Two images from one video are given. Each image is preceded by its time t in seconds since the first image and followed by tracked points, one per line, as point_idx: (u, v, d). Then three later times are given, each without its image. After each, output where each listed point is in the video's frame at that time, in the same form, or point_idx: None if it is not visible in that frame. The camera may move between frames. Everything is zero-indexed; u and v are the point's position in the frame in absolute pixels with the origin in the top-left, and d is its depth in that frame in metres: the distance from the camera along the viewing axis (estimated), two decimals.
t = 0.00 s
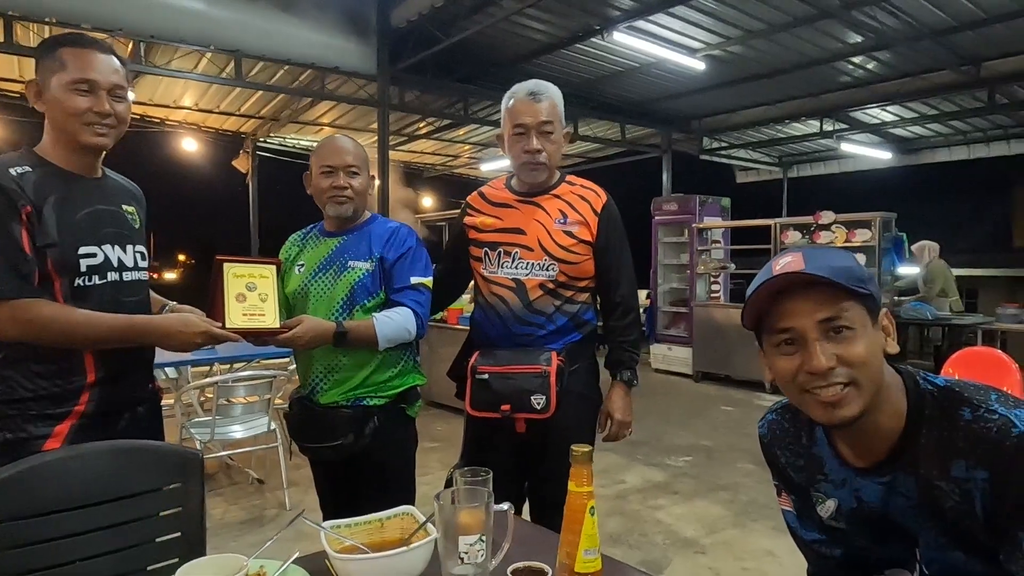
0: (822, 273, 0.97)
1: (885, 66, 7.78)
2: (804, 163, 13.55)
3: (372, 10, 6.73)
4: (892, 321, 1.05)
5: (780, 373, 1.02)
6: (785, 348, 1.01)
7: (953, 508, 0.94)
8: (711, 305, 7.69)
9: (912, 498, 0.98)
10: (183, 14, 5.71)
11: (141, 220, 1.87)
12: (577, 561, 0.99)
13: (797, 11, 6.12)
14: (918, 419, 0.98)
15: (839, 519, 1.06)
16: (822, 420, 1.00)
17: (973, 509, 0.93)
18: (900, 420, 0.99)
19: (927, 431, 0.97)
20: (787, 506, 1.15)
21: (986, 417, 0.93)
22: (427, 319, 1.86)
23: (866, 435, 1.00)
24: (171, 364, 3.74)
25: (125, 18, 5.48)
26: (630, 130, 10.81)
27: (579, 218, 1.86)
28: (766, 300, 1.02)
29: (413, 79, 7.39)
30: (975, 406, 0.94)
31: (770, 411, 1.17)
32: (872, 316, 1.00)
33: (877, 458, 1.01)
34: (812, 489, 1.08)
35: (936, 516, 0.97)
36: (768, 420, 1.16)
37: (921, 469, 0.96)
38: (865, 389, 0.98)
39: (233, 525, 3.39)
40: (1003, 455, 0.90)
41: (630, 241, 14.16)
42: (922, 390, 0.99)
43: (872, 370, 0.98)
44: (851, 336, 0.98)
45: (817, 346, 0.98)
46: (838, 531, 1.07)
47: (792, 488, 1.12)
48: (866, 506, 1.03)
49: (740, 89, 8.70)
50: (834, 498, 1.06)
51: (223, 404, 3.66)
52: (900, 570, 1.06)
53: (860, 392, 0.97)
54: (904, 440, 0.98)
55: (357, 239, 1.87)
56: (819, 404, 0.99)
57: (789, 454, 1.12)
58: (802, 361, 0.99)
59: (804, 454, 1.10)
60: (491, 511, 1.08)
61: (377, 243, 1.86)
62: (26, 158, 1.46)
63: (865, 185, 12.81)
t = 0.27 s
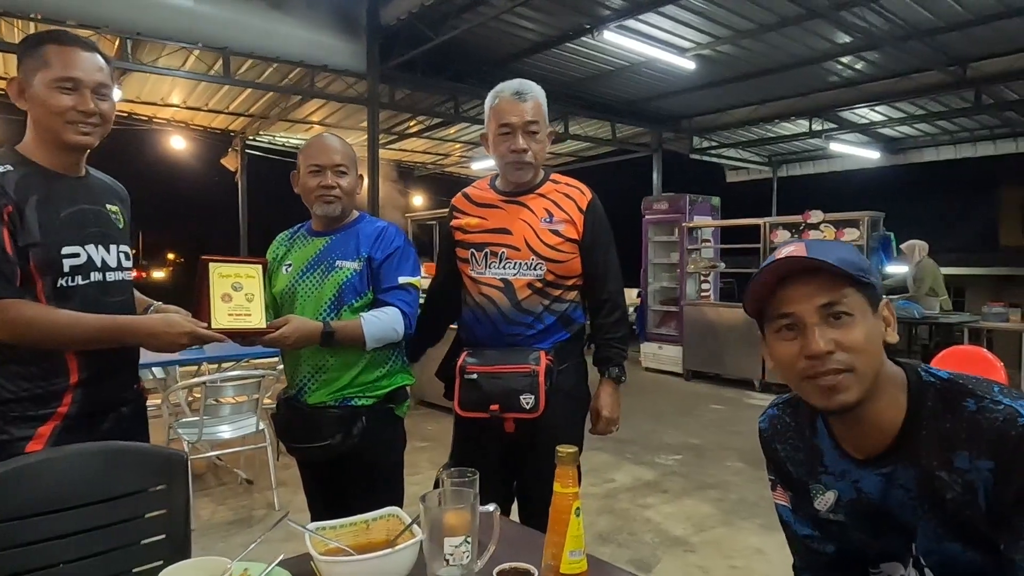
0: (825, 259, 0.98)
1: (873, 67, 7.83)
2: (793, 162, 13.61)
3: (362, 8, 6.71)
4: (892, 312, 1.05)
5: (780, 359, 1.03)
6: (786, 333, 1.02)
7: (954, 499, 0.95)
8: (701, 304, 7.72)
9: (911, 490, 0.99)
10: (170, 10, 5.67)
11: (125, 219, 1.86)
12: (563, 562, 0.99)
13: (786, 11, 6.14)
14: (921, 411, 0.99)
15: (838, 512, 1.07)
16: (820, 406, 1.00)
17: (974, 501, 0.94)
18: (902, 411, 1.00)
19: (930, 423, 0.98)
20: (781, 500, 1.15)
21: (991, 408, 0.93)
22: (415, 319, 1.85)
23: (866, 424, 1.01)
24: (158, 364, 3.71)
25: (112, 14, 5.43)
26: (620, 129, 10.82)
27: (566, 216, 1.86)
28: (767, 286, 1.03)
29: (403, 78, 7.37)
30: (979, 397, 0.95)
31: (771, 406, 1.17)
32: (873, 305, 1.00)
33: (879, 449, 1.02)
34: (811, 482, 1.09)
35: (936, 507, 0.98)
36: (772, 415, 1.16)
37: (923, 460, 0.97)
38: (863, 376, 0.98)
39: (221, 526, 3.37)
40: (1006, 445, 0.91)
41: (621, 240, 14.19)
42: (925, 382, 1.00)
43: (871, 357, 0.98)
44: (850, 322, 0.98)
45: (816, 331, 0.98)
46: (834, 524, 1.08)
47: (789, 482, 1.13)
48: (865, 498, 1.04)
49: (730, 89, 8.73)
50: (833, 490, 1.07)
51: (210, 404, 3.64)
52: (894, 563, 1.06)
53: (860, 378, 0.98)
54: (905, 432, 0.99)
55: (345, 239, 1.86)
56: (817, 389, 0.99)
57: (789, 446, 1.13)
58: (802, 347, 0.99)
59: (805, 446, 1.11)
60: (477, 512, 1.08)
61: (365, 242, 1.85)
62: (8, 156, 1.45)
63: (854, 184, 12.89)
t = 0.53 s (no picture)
0: (853, 245, 0.99)
1: (865, 67, 7.86)
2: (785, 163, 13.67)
3: (355, 7, 6.70)
4: (915, 304, 1.07)
5: (801, 342, 1.04)
6: (809, 317, 1.03)
7: (963, 493, 0.96)
8: (695, 304, 7.73)
9: (923, 483, 1.00)
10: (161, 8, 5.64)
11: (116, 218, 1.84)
12: (559, 564, 0.99)
13: (778, 11, 6.16)
14: (939, 405, 1.00)
15: (846, 502, 1.08)
16: (839, 388, 1.01)
17: (984, 496, 0.95)
18: (919, 404, 1.01)
19: (948, 418, 0.99)
20: (780, 491, 1.16)
21: (1012, 406, 0.94)
22: (409, 319, 1.85)
23: (883, 413, 1.02)
24: (150, 365, 3.68)
25: (103, 12, 5.40)
26: (614, 129, 10.83)
27: (556, 214, 1.86)
28: (793, 270, 1.04)
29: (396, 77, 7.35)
30: (998, 395, 0.97)
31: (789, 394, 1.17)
32: (896, 294, 1.02)
33: (894, 441, 1.03)
34: (822, 471, 1.10)
35: (945, 501, 0.98)
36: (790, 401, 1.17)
37: (937, 453, 0.98)
38: (884, 360, 0.99)
39: (214, 527, 3.35)
40: None
41: (614, 240, 14.22)
42: (945, 377, 1.01)
43: (892, 343, 0.99)
44: (872, 308, 1.00)
45: (840, 315, 1.00)
46: (841, 514, 1.09)
47: (797, 471, 1.14)
48: (878, 489, 1.05)
49: (723, 89, 8.75)
50: (845, 478, 1.08)
51: (203, 405, 3.62)
52: (896, 556, 1.07)
53: (880, 361, 0.99)
54: (921, 424, 1.01)
55: (338, 239, 1.85)
56: (837, 371, 1.00)
57: (801, 434, 1.13)
58: (825, 329, 1.01)
59: (818, 434, 1.12)
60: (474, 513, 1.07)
61: (359, 242, 1.84)
62: None
63: (845, 185, 12.96)
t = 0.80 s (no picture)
0: (854, 236, 1.02)
1: (858, 68, 7.89)
2: (778, 162, 13.71)
3: (348, 6, 6.69)
4: (914, 297, 1.08)
5: (805, 331, 1.06)
6: (811, 307, 1.05)
7: (963, 477, 0.96)
8: (689, 303, 7.74)
9: (922, 469, 1.00)
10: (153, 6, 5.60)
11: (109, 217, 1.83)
12: (554, 564, 0.99)
13: (771, 12, 6.18)
14: (940, 394, 1.00)
15: (841, 492, 1.08)
16: (841, 375, 1.02)
17: (982, 479, 0.95)
18: (918, 391, 1.01)
19: (948, 405, 0.99)
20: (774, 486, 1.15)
21: (1008, 393, 0.95)
22: (403, 318, 1.84)
23: (884, 399, 1.02)
24: (141, 365, 3.66)
25: (95, 10, 5.37)
26: (608, 129, 10.83)
27: (551, 213, 1.85)
28: (795, 264, 1.07)
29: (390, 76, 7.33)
30: (995, 383, 0.98)
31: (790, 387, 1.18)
32: (897, 285, 1.04)
33: (893, 429, 1.03)
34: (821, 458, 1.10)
35: (944, 485, 0.98)
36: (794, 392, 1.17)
37: (937, 437, 0.99)
38: (885, 348, 1.00)
39: (206, 528, 3.33)
40: (1022, 425, 0.92)
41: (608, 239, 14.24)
42: (944, 368, 1.03)
43: (893, 331, 1.00)
44: (873, 297, 1.02)
45: (841, 304, 1.02)
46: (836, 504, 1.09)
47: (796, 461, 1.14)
48: (876, 476, 1.05)
49: (717, 89, 8.77)
50: (843, 467, 1.08)
51: (195, 405, 3.60)
52: (887, 547, 1.07)
53: (879, 349, 1.00)
54: (921, 411, 1.01)
55: (331, 238, 1.84)
56: (838, 358, 1.01)
57: (802, 423, 1.13)
58: (826, 317, 1.03)
59: (818, 423, 1.12)
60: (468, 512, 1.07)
61: (352, 241, 1.83)
62: None
63: (838, 185, 13.01)
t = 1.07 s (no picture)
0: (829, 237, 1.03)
1: (850, 69, 7.93)
2: (771, 163, 13.75)
3: (341, 6, 6.67)
4: (890, 297, 1.09)
5: (784, 333, 1.06)
6: (790, 308, 1.06)
7: (940, 476, 0.96)
8: (682, 303, 7.76)
9: (902, 467, 1.01)
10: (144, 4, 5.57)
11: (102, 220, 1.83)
12: (544, 564, 0.99)
13: (764, 13, 6.20)
14: (917, 393, 1.00)
15: (824, 491, 1.09)
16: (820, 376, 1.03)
17: (959, 477, 0.95)
18: (896, 389, 1.01)
19: (925, 403, 0.99)
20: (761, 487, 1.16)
21: (982, 392, 0.96)
22: (394, 318, 1.83)
23: (862, 398, 1.03)
24: (131, 365, 3.63)
25: (85, 8, 5.33)
26: (601, 129, 10.84)
27: (544, 214, 1.85)
28: (773, 266, 1.08)
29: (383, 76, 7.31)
30: (970, 382, 0.98)
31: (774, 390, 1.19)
32: (873, 286, 1.04)
33: (873, 428, 1.04)
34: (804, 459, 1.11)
35: (922, 484, 0.98)
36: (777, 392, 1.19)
37: (915, 436, 0.99)
38: (862, 347, 1.01)
39: (197, 529, 3.32)
40: (996, 423, 0.92)
41: (601, 239, 14.25)
42: (922, 367, 1.03)
43: (869, 330, 1.01)
44: (849, 298, 1.02)
45: (818, 304, 1.02)
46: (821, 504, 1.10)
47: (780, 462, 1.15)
48: (857, 475, 1.06)
49: (709, 89, 8.79)
50: (827, 467, 1.09)
51: (186, 406, 3.58)
52: (872, 546, 1.08)
53: (857, 348, 1.01)
54: (900, 410, 1.01)
55: (322, 238, 1.83)
56: (816, 358, 1.02)
57: (786, 424, 1.15)
58: (804, 318, 1.03)
59: (801, 425, 1.13)
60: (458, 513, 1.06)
61: (344, 241, 1.83)
62: None
63: (830, 185, 13.07)
